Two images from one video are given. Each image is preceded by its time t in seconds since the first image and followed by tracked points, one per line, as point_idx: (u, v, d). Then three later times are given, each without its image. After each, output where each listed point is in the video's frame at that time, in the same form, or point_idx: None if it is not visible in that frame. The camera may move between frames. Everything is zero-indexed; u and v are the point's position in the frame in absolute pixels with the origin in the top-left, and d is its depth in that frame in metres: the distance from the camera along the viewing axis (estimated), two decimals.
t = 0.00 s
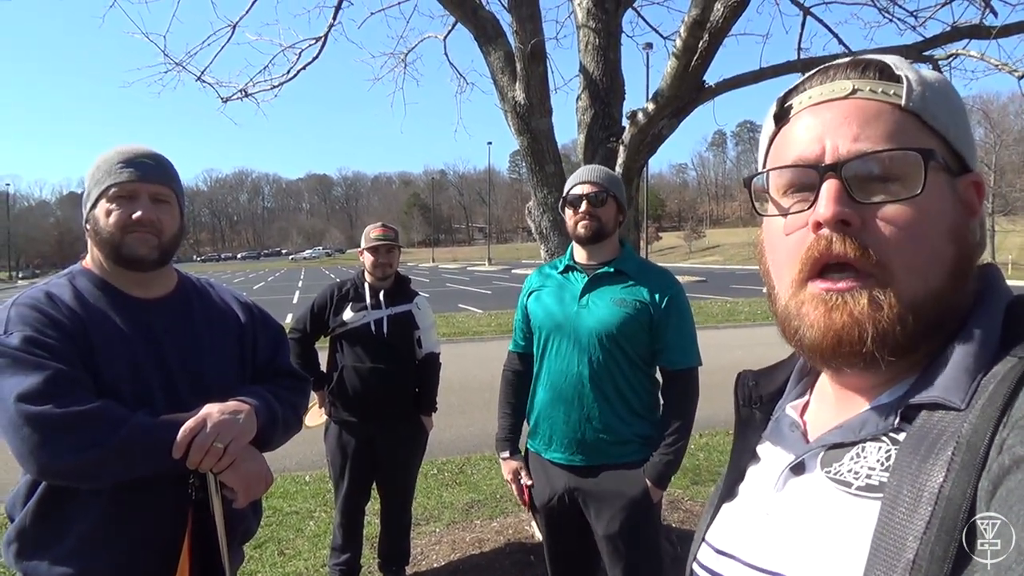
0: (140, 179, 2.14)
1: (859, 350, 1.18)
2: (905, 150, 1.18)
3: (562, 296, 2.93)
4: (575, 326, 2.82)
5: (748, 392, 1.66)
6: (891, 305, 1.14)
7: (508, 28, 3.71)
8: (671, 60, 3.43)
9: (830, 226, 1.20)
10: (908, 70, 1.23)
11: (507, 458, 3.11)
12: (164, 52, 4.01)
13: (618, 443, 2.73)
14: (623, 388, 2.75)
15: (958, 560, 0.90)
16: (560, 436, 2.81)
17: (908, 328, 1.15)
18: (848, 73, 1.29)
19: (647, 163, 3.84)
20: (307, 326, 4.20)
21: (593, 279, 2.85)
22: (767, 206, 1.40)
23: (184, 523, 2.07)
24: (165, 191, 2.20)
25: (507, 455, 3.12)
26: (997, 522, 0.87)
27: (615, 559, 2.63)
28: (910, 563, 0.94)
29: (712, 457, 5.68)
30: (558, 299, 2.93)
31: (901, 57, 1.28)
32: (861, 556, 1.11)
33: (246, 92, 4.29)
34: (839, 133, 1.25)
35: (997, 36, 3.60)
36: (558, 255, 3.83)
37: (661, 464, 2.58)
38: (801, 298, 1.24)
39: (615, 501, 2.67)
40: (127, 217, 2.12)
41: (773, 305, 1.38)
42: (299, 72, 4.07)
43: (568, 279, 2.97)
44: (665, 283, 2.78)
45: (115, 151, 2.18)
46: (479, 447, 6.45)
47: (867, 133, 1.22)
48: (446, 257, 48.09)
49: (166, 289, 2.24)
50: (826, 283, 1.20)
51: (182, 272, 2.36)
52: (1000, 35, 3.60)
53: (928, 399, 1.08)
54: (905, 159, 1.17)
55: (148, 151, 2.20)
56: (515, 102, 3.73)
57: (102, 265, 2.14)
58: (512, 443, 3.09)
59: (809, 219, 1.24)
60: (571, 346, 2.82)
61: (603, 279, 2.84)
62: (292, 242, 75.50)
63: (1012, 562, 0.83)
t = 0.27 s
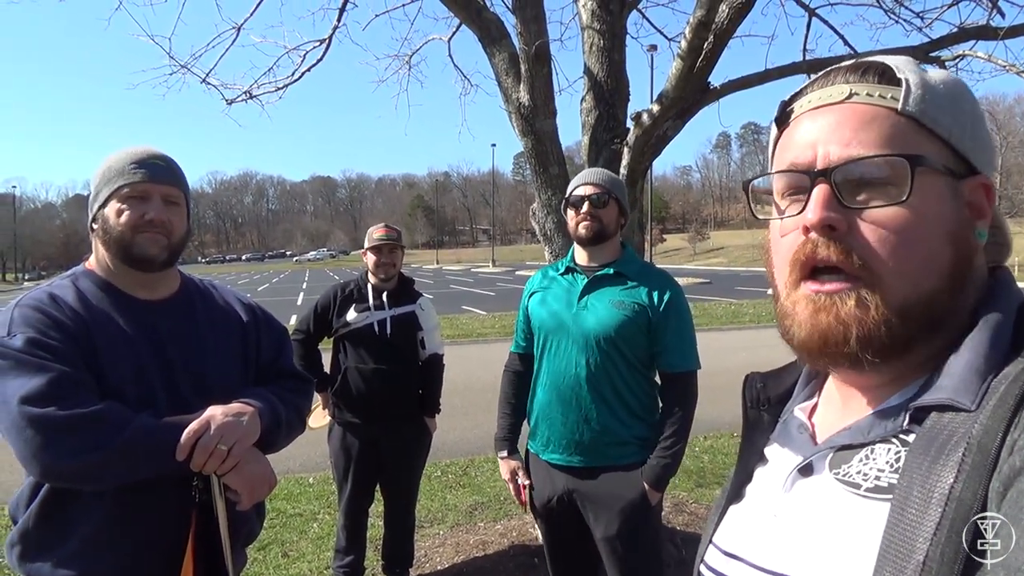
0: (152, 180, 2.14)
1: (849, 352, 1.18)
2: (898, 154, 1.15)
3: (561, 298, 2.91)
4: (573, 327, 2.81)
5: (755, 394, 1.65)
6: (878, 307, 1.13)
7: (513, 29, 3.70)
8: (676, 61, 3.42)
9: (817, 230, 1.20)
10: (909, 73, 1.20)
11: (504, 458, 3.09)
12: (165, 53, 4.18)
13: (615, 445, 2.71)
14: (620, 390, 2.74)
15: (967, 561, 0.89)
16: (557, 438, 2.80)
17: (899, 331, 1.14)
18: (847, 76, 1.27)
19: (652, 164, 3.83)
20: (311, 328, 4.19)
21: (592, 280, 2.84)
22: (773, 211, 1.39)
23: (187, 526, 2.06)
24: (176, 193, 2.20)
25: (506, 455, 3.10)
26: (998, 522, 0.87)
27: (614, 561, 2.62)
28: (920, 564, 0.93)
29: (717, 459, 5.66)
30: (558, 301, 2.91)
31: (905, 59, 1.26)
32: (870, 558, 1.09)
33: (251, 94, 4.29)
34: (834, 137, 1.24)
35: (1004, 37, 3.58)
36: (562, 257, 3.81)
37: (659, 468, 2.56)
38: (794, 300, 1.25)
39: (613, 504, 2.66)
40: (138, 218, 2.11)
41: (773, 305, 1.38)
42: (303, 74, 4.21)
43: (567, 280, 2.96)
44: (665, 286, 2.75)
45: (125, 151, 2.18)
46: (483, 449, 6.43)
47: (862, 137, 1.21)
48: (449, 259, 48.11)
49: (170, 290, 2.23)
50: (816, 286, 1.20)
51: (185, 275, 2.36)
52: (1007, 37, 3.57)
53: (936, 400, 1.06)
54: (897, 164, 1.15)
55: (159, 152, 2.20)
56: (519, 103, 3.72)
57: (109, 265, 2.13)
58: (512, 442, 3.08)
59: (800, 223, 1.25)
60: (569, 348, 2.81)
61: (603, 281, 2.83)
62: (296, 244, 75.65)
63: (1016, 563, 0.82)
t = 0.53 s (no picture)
0: (160, 184, 2.14)
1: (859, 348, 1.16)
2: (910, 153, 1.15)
3: (563, 298, 2.91)
4: (574, 326, 2.80)
5: (763, 396, 1.63)
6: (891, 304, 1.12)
7: (516, 30, 3.70)
8: (680, 62, 3.41)
9: (828, 226, 1.19)
10: (921, 73, 1.19)
11: (506, 456, 3.09)
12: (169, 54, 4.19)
13: (616, 444, 2.70)
14: (621, 389, 2.73)
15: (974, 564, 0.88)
16: (558, 436, 2.80)
17: (910, 328, 1.13)
18: (858, 77, 1.27)
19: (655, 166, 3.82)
20: (313, 328, 4.19)
21: (594, 280, 2.83)
22: (782, 209, 1.39)
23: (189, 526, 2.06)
24: (183, 197, 2.21)
25: (507, 453, 3.10)
26: (997, 523, 0.87)
27: (614, 561, 2.62)
28: (927, 565, 0.93)
29: (720, 461, 5.64)
30: (560, 301, 2.91)
31: (918, 60, 1.25)
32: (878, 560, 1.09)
33: (254, 96, 4.29)
34: (845, 136, 1.24)
35: (1008, 38, 3.57)
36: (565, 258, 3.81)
37: (659, 467, 2.54)
38: (803, 296, 1.23)
39: (613, 504, 2.65)
40: (146, 222, 2.12)
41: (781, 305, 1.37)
42: (306, 75, 4.19)
43: (568, 280, 2.96)
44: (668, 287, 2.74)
45: (129, 154, 2.16)
46: (486, 450, 6.42)
47: (873, 136, 1.20)
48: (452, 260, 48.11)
49: (172, 290, 2.23)
50: (827, 280, 1.19)
51: (187, 275, 2.35)
52: (1011, 38, 3.56)
53: (945, 402, 1.05)
54: (909, 161, 1.14)
55: (165, 155, 2.19)
56: (522, 105, 3.72)
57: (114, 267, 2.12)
58: (512, 441, 3.07)
59: (810, 221, 1.24)
60: (570, 348, 2.80)
61: (605, 281, 2.82)
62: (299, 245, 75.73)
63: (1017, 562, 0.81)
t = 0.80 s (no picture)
0: (177, 182, 2.19)
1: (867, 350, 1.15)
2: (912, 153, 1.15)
3: (568, 297, 2.91)
4: (579, 326, 2.80)
5: (764, 398, 1.64)
6: (898, 304, 1.11)
7: (516, 31, 3.70)
8: (680, 62, 3.41)
9: (835, 228, 1.19)
10: (919, 74, 1.20)
11: (497, 452, 3.10)
12: (171, 55, 4.20)
13: (621, 444, 2.71)
14: (625, 389, 2.73)
15: (971, 562, 0.88)
16: (564, 437, 2.80)
17: (918, 328, 1.13)
18: (857, 78, 1.27)
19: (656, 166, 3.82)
20: (313, 328, 4.19)
21: (598, 279, 2.83)
22: (780, 211, 1.39)
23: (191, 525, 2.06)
24: (196, 193, 2.27)
25: (500, 448, 3.10)
26: (998, 523, 0.86)
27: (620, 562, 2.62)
28: (922, 563, 0.93)
29: (720, 461, 5.64)
30: (565, 300, 2.91)
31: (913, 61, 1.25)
32: (874, 558, 1.09)
33: (255, 96, 4.30)
34: (848, 136, 1.24)
35: (1009, 39, 3.57)
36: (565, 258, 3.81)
37: (663, 467, 2.53)
38: (809, 299, 1.22)
39: (618, 504, 2.65)
40: (172, 219, 2.16)
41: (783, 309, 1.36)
42: (307, 76, 4.22)
43: (573, 280, 2.97)
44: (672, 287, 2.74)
45: (139, 153, 2.17)
46: (486, 451, 6.43)
47: (874, 137, 1.21)
48: (453, 260, 48.12)
49: (174, 289, 2.24)
50: (835, 282, 1.18)
51: (186, 275, 2.36)
52: (1012, 38, 3.57)
53: (943, 401, 1.05)
54: (914, 161, 1.14)
55: (172, 154, 2.22)
56: (522, 105, 3.72)
57: (137, 267, 2.14)
58: (506, 436, 3.08)
59: (815, 223, 1.23)
60: (575, 348, 2.80)
61: (609, 280, 2.82)
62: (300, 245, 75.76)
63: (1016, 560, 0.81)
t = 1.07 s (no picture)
0: (181, 183, 2.19)
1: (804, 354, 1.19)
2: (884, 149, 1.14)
3: (574, 300, 2.91)
4: (587, 327, 2.80)
5: (763, 397, 1.63)
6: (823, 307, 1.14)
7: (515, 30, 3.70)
8: (679, 62, 3.41)
9: (773, 235, 1.24)
10: (880, 75, 1.17)
11: (513, 456, 3.10)
12: (169, 55, 4.19)
13: (631, 447, 2.71)
14: (634, 390, 2.73)
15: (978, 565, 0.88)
16: (573, 440, 2.80)
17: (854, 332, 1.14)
18: (824, 83, 1.27)
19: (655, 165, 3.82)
20: (312, 328, 4.19)
21: (604, 280, 2.83)
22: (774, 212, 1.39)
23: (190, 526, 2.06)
24: (197, 195, 2.28)
25: (513, 453, 3.10)
26: (997, 523, 0.87)
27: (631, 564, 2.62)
28: (929, 566, 0.93)
29: (719, 460, 5.65)
30: (570, 303, 2.90)
31: (897, 58, 1.21)
32: (879, 560, 1.09)
33: (253, 95, 4.29)
34: (802, 143, 1.26)
35: (1007, 38, 3.57)
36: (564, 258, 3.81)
37: (674, 470, 2.54)
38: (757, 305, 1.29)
39: (629, 507, 2.65)
40: (175, 220, 2.17)
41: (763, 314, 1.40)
42: (305, 75, 4.17)
43: (579, 281, 2.96)
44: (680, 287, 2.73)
45: (144, 152, 2.17)
46: (485, 450, 6.43)
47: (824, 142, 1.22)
48: (451, 260, 48.11)
49: (173, 288, 2.24)
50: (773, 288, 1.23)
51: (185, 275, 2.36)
52: (1010, 38, 3.57)
53: (944, 404, 1.05)
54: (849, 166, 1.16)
55: (174, 155, 2.22)
56: (521, 105, 3.72)
57: (137, 266, 2.14)
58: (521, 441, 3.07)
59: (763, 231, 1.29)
60: (582, 350, 2.80)
61: (616, 281, 2.82)
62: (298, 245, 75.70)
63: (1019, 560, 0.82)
